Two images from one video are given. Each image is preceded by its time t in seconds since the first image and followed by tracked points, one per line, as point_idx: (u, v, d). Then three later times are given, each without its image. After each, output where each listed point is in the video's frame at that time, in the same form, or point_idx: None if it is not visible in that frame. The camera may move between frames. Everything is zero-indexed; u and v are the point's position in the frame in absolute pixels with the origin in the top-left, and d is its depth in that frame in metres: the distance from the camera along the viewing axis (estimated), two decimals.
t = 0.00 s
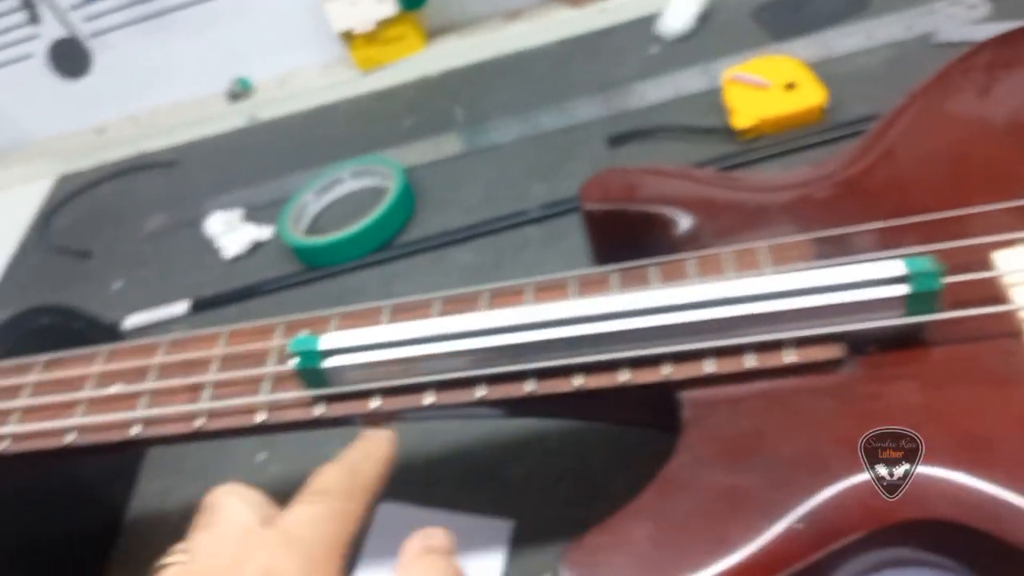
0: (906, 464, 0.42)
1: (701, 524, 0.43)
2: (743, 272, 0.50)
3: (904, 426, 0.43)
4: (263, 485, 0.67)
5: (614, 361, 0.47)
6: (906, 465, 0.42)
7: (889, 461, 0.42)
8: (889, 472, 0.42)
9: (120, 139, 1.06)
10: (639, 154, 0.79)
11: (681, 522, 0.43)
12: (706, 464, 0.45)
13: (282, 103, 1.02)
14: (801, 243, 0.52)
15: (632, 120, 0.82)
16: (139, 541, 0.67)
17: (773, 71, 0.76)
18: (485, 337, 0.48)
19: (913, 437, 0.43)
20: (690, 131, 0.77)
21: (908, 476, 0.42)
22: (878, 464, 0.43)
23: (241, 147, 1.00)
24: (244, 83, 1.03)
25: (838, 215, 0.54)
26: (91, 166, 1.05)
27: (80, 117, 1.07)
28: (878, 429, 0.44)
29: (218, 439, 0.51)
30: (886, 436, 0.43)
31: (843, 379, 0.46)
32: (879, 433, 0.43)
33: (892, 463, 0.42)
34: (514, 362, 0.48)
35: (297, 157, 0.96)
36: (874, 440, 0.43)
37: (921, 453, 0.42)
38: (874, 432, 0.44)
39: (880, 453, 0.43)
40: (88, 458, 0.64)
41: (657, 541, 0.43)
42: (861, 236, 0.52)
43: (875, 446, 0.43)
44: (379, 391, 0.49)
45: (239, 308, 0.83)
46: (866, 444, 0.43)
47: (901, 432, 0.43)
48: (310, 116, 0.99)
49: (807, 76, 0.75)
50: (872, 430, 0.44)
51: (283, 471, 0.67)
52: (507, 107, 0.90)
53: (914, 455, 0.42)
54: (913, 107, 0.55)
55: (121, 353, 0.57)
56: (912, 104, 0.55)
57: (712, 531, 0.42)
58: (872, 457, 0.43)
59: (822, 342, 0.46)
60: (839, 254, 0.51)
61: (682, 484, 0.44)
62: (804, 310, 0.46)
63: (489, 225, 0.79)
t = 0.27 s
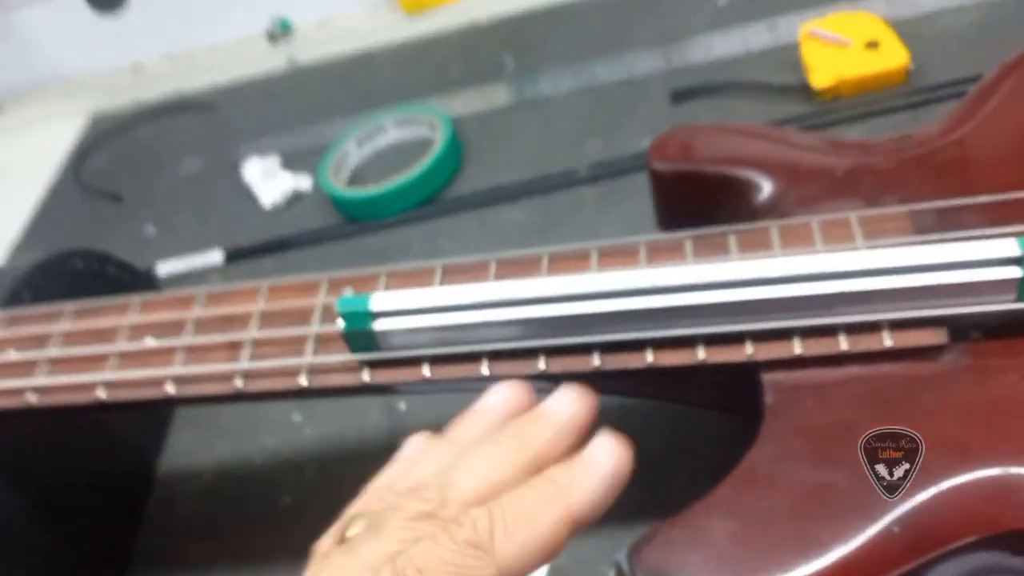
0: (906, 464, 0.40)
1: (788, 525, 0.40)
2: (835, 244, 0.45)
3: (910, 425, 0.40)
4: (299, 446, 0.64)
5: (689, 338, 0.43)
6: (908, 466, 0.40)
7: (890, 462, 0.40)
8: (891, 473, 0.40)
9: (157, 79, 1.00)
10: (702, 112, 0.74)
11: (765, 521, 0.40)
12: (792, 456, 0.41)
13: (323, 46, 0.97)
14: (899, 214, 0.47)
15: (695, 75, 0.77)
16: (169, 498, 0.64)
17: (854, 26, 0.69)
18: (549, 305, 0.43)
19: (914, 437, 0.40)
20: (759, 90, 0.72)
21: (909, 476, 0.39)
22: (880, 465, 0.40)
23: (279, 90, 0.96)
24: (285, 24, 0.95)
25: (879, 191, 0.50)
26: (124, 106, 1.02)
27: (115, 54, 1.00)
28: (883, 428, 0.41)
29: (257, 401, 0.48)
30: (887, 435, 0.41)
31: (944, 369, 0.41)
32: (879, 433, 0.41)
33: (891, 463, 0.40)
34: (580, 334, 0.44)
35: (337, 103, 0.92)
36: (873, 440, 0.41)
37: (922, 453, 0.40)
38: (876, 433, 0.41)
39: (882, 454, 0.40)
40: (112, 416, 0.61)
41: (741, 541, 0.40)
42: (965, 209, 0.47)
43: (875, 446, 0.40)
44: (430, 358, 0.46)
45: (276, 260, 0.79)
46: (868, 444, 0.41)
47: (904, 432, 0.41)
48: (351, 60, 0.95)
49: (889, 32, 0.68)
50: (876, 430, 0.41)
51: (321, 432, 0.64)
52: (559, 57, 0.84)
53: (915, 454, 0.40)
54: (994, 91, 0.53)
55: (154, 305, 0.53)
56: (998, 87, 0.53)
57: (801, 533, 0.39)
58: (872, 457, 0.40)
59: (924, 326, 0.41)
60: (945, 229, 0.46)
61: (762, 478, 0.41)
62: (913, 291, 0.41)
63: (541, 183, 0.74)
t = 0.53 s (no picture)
0: (907, 465, 0.37)
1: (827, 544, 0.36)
2: (878, 232, 0.41)
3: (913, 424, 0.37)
4: (290, 434, 0.60)
5: (718, 332, 0.39)
6: (908, 466, 0.37)
7: (889, 462, 0.37)
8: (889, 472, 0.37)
9: (145, 41, 0.95)
10: (721, 83, 0.69)
11: (801, 539, 0.36)
12: (831, 466, 0.37)
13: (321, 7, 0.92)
14: (952, 198, 0.43)
15: (714, 43, 0.72)
16: (152, 486, 0.61)
17: None
18: (563, 293, 0.39)
19: (915, 437, 0.37)
20: (784, 60, 0.68)
21: (909, 477, 0.36)
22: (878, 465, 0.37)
23: (273, 55, 0.91)
24: None
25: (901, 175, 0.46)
26: (109, 69, 0.97)
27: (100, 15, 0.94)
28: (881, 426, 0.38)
29: (241, 392, 0.45)
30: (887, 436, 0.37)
31: (1002, 371, 0.37)
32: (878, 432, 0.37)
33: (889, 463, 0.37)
34: (598, 326, 0.40)
35: (333, 69, 0.87)
36: (873, 439, 0.37)
37: (923, 453, 0.37)
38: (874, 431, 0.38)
39: (879, 454, 0.37)
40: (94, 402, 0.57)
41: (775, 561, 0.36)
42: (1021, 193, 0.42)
43: (875, 446, 0.37)
44: (432, 350, 0.42)
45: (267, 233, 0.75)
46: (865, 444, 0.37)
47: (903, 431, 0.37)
48: (350, 25, 0.90)
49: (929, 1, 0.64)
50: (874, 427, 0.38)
51: (314, 419, 0.60)
52: (569, 22, 0.79)
53: (914, 454, 0.37)
54: None
55: (131, 285, 0.49)
56: None
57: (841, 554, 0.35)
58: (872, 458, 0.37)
59: (980, 323, 0.37)
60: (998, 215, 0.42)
61: (801, 488, 0.37)
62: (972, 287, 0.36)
63: (548, 156, 0.70)
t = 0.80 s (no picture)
0: (907, 465, 0.35)
1: (802, 537, 0.34)
2: (863, 215, 0.40)
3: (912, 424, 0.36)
4: (256, 418, 0.58)
5: (696, 317, 0.38)
6: (912, 467, 0.35)
7: (890, 462, 0.35)
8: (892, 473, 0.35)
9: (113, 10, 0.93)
10: (704, 60, 0.67)
11: (777, 531, 0.35)
12: (809, 456, 0.36)
13: None
14: (939, 180, 0.41)
15: (699, 20, 0.70)
16: (113, 472, 0.59)
17: None
18: (535, 277, 0.37)
19: (914, 437, 0.35)
20: (769, 38, 0.66)
21: (910, 477, 0.35)
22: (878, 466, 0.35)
23: (246, 28, 0.89)
24: None
25: (886, 155, 0.44)
26: (76, 42, 0.94)
27: None
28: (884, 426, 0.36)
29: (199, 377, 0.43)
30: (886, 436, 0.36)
31: (987, 359, 0.36)
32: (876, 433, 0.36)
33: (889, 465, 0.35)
34: (572, 311, 0.38)
35: (307, 43, 0.84)
36: (872, 440, 0.36)
37: (923, 454, 0.35)
38: (876, 431, 0.36)
39: (881, 454, 0.35)
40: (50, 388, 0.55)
41: (748, 555, 0.34)
42: (1010, 174, 0.41)
43: (874, 446, 0.36)
44: (399, 334, 0.40)
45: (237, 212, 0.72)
46: (866, 444, 0.36)
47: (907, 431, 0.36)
48: None
49: None
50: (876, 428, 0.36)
51: (281, 405, 0.58)
52: None
53: (914, 455, 0.35)
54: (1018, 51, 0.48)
55: (84, 264, 0.47)
56: None
57: (816, 546, 0.34)
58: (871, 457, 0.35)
59: (966, 310, 0.36)
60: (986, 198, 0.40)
61: (778, 479, 0.36)
62: (956, 270, 0.35)
63: (525, 134, 0.68)
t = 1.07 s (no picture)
0: (907, 465, 0.34)
1: (782, 547, 0.34)
2: (847, 217, 0.39)
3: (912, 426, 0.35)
4: (231, 416, 0.57)
5: (677, 320, 0.37)
6: (909, 467, 0.34)
7: (890, 463, 0.34)
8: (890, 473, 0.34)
9: None
10: (691, 56, 0.66)
11: (755, 541, 0.34)
12: (790, 463, 0.35)
13: None
14: (923, 182, 0.40)
15: (685, 14, 0.69)
16: (84, 470, 0.58)
17: None
18: (511, 277, 0.37)
19: (914, 437, 0.35)
20: (756, 35, 0.65)
21: (909, 477, 0.34)
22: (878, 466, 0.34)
23: (227, 18, 0.87)
24: None
25: (873, 156, 0.44)
26: (53, 30, 0.92)
27: None
28: (882, 424, 0.35)
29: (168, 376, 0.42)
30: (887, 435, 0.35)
31: (972, 365, 0.35)
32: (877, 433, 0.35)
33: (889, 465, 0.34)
34: (549, 312, 0.37)
35: (289, 33, 0.83)
36: (873, 439, 0.35)
37: (924, 455, 0.34)
38: (874, 430, 0.35)
39: (880, 454, 0.35)
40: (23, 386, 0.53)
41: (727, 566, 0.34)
42: (996, 176, 0.40)
43: (874, 446, 0.35)
44: (373, 334, 0.39)
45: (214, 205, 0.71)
46: (865, 444, 0.35)
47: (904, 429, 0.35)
48: None
49: None
50: (873, 426, 0.35)
51: (256, 402, 0.57)
52: None
53: (914, 455, 0.34)
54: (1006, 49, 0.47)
55: (51, 260, 0.46)
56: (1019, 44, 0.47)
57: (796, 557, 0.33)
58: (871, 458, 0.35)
59: (950, 315, 0.35)
60: (972, 200, 0.40)
61: (756, 488, 0.35)
62: (941, 274, 0.34)
63: (507, 129, 0.67)
